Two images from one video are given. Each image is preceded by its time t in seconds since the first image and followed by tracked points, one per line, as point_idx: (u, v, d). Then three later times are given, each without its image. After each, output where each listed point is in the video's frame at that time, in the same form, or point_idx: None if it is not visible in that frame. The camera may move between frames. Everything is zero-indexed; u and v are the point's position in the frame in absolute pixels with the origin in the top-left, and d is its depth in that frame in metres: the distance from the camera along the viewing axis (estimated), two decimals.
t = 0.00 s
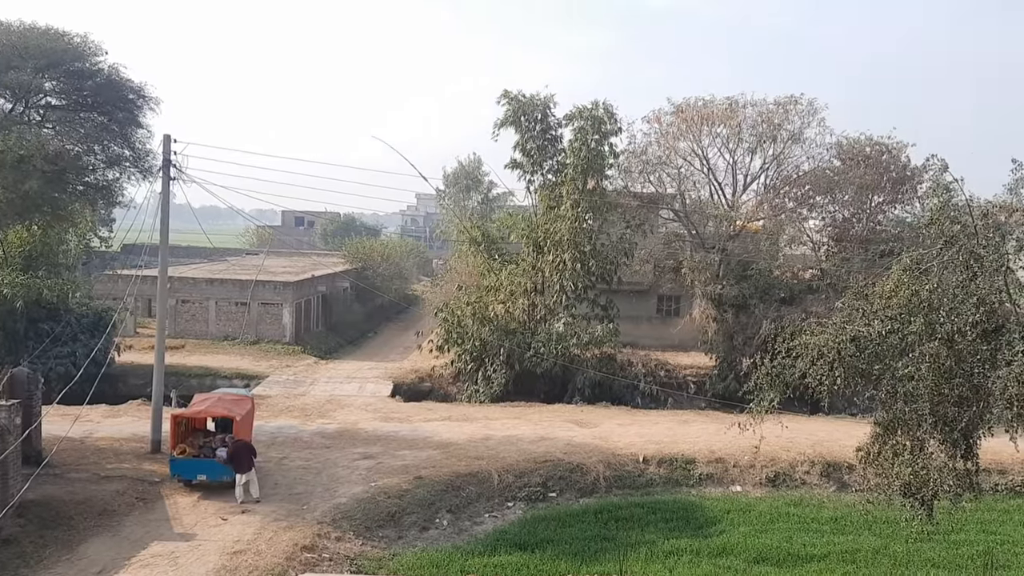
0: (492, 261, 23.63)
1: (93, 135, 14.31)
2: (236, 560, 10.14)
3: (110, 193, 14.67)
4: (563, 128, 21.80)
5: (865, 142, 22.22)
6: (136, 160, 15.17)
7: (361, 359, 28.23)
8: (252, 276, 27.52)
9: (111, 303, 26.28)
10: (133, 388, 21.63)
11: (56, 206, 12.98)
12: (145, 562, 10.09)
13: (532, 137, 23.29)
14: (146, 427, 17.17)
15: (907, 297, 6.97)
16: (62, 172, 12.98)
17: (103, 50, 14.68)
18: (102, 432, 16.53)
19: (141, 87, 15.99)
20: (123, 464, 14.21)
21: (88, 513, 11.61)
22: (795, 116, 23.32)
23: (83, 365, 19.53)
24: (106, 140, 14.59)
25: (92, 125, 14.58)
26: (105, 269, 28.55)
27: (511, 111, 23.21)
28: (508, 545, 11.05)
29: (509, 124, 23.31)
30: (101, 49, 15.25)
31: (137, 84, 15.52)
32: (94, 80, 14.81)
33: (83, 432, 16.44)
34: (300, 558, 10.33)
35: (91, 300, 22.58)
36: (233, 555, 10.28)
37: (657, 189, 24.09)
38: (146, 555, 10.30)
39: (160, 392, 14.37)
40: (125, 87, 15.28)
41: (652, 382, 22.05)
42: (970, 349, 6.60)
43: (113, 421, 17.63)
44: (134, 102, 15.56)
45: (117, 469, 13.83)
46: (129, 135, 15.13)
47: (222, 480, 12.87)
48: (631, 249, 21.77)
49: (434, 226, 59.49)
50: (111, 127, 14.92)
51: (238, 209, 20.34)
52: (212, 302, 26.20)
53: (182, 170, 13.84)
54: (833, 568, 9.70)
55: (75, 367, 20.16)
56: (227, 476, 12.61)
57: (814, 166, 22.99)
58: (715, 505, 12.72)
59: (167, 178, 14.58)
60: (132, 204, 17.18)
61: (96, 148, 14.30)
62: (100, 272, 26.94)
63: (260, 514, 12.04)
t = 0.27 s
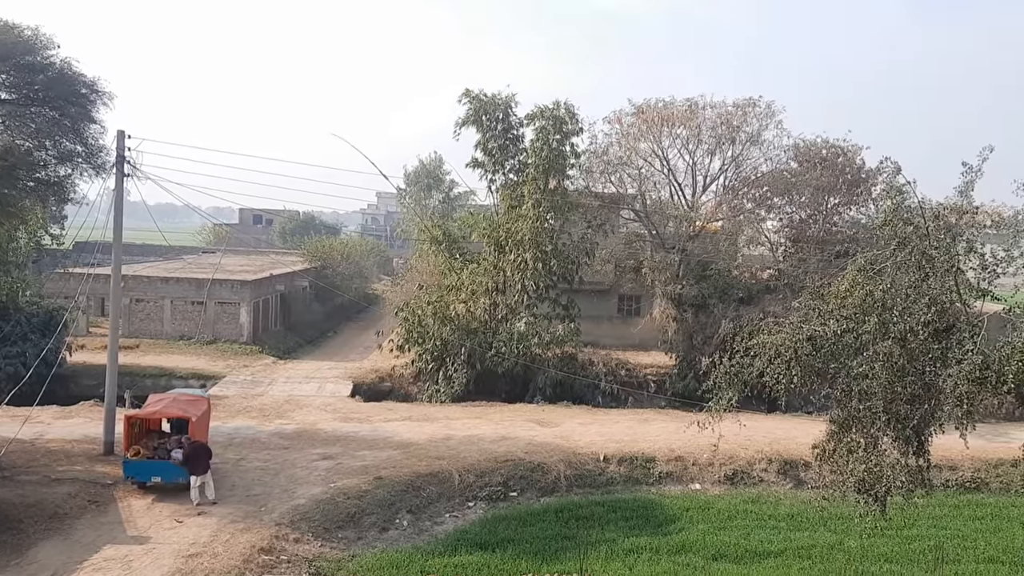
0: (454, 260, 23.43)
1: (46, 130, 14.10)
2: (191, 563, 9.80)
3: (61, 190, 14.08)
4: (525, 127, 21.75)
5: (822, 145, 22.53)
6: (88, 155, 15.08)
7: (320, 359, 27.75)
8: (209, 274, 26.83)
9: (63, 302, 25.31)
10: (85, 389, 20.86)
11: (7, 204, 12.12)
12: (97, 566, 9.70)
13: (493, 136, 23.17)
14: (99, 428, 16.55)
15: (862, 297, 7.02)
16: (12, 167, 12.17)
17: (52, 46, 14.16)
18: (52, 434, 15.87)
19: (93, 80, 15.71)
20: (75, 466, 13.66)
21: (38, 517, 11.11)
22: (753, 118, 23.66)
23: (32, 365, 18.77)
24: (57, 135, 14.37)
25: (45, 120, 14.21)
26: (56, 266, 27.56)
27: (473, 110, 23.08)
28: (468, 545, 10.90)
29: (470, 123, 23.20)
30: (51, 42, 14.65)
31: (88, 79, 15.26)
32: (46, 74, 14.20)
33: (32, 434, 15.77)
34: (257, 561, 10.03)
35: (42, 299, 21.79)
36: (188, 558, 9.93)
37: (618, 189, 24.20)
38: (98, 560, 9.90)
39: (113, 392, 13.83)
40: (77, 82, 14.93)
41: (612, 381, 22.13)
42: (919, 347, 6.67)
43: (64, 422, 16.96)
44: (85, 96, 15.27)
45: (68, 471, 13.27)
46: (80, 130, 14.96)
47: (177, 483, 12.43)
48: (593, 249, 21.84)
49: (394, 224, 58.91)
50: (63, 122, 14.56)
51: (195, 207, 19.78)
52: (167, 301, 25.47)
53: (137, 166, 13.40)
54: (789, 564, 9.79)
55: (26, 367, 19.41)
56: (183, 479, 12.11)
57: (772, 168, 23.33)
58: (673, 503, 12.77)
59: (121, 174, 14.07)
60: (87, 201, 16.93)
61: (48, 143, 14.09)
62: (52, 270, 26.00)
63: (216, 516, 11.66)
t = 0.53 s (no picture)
0: (430, 260, 23.31)
1: (16, 127, 14.00)
2: (163, 565, 9.59)
3: (30, 187, 14.29)
4: (501, 127, 21.70)
5: (796, 146, 22.74)
6: (58, 152, 15.06)
7: (295, 358, 27.45)
8: (182, 273, 26.37)
9: (33, 300, 24.67)
10: (55, 389, 20.38)
11: None
12: (67, 569, 9.45)
13: (470, 135, 23.05)
14: (70, 429, 16.16)
15: (835, 296, 7.04)
16: None
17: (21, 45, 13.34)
18: (21, 435, 15.46)
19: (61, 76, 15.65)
20: (45, 467, 13.31)
21: (6, 519, 10.79)
22: (728, 118, 23.84)
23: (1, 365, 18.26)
24: (27, 132, 14.32)
25: (14, 116, 14.10)
26: (26, 264, 26.88)
27: (449, 108, 22.96)
28: (444, 545, 10.81)
29: (446, 122, 23.07)
30: (20, 36, 14.61)
31: (58, 75, 15.17)
32: (14, 70, 14.23)
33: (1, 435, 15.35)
34: (232, 562, 9.85)
35: (11, 298, 21.09)
36: (161, 560, 9.71)
37: (595, 189, 24.24)
38: (69, 562, 9.65)
39: (83, 392, 13.48)
40: (46, 78, 14.86)
41: (589, 380, 22.15)
42: (891, 346, 6.67)
43: (34, 423, 16.52)
44: (54, 93, 15.18)
45: (38, 472, 12.93)
46: (50, 127, 14.91)
47: (149, 484, 12.16)
48: (569, 248, 21.85)
49: (370, 223, 58.50)
50: (33, 119, 14.49)
51: (168, 206, 19.38)
52: (139, 300, 24.98)
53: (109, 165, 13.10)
54: (763, 561, 9.85)
55: None
56: (154, 479, 11.91)
57: (747, 168, 23.60)
58: (649, 501, 12.81)
59: (93, 172, 13.74)
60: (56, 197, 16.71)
61: (17, 140, 14.01)
62: (21, 269, 25.35)
63: (189, 516, 11.43)
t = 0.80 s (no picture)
0: (412, 259, 23.20)
1: None
2: (142, 566, 9.43)
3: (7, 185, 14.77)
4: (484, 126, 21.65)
5: (776, 146, 22.92)
6: (36, 148, 15.12)
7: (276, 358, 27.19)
8: (161, 271, 26.01)
9: (8, 299, 24.19)
10: (31, 389, 19.99)
11: None
12: (43, 571, 9.25)
13: (452, 133, 22.95)
14: (46, 429, 15.86)
15: (815, 295, 7.05)
16: None
17: None
18: None
19: (41, 71, 15.25)
20: (22, 468, 13.04)
21: None
22: (710, 118, 23.94)
23: None
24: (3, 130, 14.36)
25: None
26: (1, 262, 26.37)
27: (431, 107, 22.91)
28: (426, 545, 10.73)
29: (428, 121, 23.00)
30: None
31: (36, 71, 14.84)
32: None
33: None
34: (212, 562, 9.71)
35: None
36: (140, 561, 9.55)
37: (577, 188, 24.30)
38: (45, 564, 9.45)
39: (61, 392, 13.21)
40: (23, 75, 14.56)
41: (571, 379, 22.14)
42: (871, 345, 6.70)
43: (9, 423, 16.19)
44: (31, 89, 14.88)
45: (14, 474, 12.67)
46: (27, 124, 14.81)
47: (128, 485, 11.93)
48: (552, 247, 21.85)
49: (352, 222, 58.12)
50: (9, 117, 14.39)
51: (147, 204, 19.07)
52: (118, 299, 24.63)
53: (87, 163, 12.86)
54: (744, 559, 9.88)
55: None
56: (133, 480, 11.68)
57: (728, 168, 23.77)
58: (631, 500, 12.81)
59: (70, 169, 13.47)
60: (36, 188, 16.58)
61: None
62: None
63: (169, 517, 11.25)
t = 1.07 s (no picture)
0: (397, 258, 23.09)
1: None
2: (125, 567, 9.30)
3: None
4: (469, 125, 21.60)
5: (760, 146, 23.06)
6: (18, 147, 15.06)
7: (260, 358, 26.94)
8: (144, 270, 25.70)
9: None
10: (11, 390, 19.67)
11: None
12: (24, 573, 9.09)
13: (437, 132, 22.86)
14: (26, 430, 15.60)
15: (799, 294, 7.06)
16: None
17: None
18: None
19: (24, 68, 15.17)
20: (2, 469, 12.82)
21: None
22: (694, 118, 24.03)
23: None
24: None
25: None
26: None
27: (416, 106, 22.81)
28: (411, 545, 10.67)
29: (414, 120, 22.92)
30: None
31: (18, 69, 14.76)
32: None
33: None
34: (195, 564, 9.59)
35: None
36: (123, 562, 9.41)
37: (562, 187, 24.32)
38: (26, 565, 9.29)
39: (42, 392, 13.00)
40: (5, 73, 14.49)
41: (557, 378, 22.13)
42: (854, 344, 6.73)
43: None
44: (13, 87, 14.82)
45: None
46: (9, 122, 14.75)
47: (110, 486, 11.75)
48: (537, 247, 21.83)
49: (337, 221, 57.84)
50: None
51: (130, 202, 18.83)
52: (100, 299, 24.34)
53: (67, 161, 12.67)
54: (728, 557, 9.90)
55: None
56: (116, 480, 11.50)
57: (713, 168, 23.90)
58: (616, 499, 12.82)
59: (51, 167, 13.27)
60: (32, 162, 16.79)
61: None
62: None
63: (152, 518, 11.11)
